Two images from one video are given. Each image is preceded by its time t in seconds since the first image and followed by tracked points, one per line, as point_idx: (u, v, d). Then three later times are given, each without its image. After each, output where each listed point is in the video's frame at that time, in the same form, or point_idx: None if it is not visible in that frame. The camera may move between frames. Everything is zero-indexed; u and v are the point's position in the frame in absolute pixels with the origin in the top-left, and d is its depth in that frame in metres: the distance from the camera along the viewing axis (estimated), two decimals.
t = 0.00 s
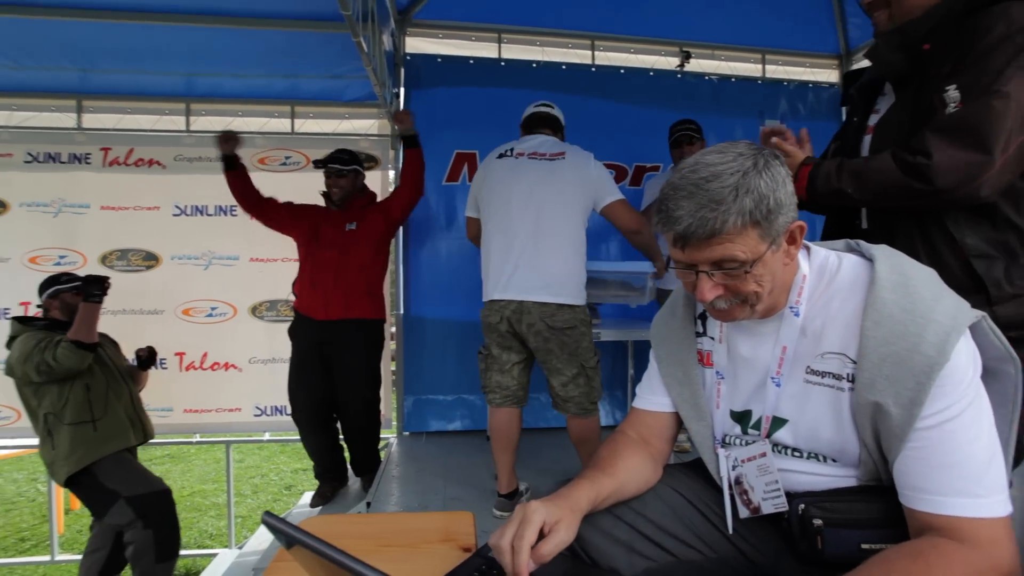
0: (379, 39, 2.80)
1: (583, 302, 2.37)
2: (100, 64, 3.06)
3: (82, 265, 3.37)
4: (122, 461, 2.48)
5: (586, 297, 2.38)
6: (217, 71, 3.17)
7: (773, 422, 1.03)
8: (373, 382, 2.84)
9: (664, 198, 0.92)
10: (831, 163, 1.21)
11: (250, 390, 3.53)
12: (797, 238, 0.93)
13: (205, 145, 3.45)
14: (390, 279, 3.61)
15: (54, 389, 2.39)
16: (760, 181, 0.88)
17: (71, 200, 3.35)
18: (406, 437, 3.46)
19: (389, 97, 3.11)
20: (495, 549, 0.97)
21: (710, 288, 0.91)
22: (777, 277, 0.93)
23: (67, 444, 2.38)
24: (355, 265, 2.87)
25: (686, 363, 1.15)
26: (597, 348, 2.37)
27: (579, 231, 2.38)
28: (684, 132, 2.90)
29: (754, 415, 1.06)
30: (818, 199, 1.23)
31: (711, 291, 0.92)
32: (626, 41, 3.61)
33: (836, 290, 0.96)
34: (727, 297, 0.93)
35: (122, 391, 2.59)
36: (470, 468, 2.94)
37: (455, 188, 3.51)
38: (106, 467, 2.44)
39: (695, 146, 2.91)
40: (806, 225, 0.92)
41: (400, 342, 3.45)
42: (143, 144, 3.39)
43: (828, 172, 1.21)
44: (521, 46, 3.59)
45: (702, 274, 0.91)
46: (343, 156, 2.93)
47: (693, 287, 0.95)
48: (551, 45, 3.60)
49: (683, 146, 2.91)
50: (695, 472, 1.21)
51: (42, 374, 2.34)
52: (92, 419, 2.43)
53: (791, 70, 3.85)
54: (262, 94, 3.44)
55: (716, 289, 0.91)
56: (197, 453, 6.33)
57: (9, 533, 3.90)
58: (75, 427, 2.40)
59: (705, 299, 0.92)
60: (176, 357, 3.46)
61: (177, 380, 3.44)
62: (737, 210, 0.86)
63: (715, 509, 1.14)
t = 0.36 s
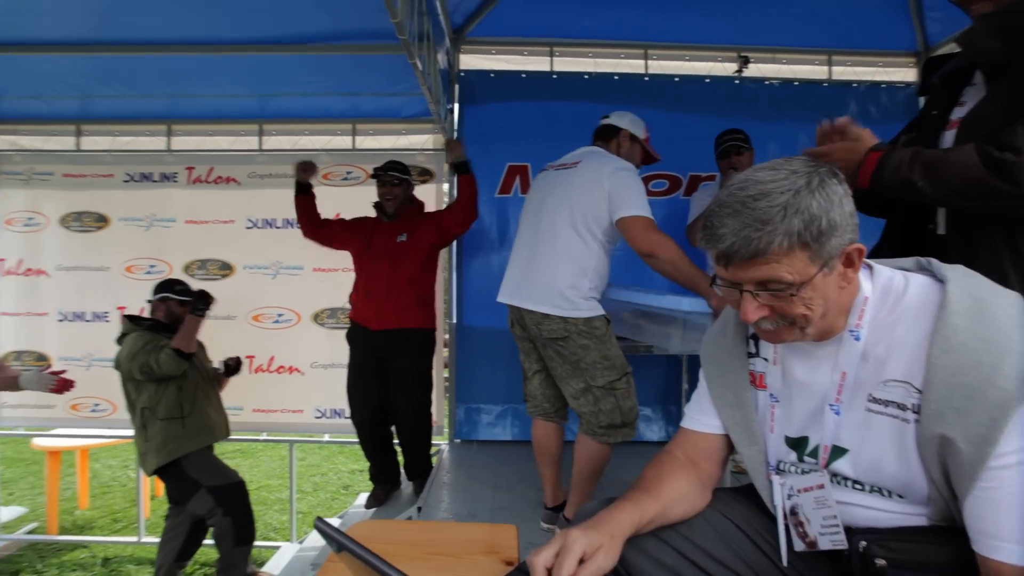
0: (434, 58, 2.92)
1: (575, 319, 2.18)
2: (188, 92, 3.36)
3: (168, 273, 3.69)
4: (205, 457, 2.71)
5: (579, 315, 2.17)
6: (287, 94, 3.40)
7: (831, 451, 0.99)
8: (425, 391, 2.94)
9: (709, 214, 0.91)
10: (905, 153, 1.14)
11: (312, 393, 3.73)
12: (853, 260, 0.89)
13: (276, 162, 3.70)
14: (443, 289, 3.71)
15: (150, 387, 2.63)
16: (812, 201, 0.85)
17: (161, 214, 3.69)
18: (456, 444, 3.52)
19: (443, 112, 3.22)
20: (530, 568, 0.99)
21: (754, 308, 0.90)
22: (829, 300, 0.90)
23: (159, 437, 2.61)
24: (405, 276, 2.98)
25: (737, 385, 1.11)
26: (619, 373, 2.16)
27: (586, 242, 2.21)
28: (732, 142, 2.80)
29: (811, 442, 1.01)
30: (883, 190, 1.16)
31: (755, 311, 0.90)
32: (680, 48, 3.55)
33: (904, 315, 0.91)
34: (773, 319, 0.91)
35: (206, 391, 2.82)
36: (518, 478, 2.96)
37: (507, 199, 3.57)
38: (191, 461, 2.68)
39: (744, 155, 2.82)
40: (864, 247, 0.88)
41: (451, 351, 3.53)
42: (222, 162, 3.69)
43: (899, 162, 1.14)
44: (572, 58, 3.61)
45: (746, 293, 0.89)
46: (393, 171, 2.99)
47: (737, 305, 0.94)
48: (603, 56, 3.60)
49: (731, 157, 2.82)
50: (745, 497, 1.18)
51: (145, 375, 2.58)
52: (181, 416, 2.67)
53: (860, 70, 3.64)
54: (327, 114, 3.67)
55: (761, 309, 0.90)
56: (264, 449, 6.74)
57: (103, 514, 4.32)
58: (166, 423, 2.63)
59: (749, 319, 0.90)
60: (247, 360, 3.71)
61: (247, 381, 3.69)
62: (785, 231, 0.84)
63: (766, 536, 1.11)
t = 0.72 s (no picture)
0: (491, 56, 2.92)
1: (597, 318, 2.16)
2: (265, 102, 3.59)
3: (248, 271, 3.97)
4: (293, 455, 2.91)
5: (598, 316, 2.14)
6: (353, 99, 3.55)
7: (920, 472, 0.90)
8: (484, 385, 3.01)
9: (773, 211, 0.85)
10: (1022, 142, 1.02)
11: (376, 384, 3.89)
12: (943, 262, 0.80)
13: (343, 164, 3.88)
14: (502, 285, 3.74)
15: (238, 407, 2.72)
16: (894, 199, 0.77)
17: (242, 216, 3.98)
18: (514, 439, 3.55)
19: (501, 109, 3.23)
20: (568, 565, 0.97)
21: (820, 312, 0.85)
22: (911, 305, 0.82)
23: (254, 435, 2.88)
24: (467, 266, 3.03)
25: (810, 394, 1.02)
26: (643, 378, 2.07)
27: (629, 247, 2.13)
28: (810, 128, 2.59)
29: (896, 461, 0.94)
30: (1000, 186, 1.03)
31: (821, 315, 0.85)
32: (750, 30, 3.33)
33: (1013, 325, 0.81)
34: (843, 324, 0.85)
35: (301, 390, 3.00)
36: (576, 476, 2.93)
37: (565, 195, 3.53)
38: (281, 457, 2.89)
39: (825, 141, 2.60)
40: (956, 249, 0.79)
41: (509, 347, 3.56)
42: (295, 166, 3.92)
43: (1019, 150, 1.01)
44: (633, 47, 3.49)
45: (811, 296, 0.85)
46: (436, 161, 3.01)
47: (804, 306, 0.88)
48: (665, 43, 3.45)
49: (809, 143, 2.62)
50: (814, 514, 1.11)
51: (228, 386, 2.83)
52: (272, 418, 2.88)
53: (963, 41, 3.26)
54: (389, 116, 3.79)
55: (827, 314, 0.85)
56: (334, 435, 7.14)
57: (196, 489, 4.76)
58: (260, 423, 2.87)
59: (814, 324, 0.86)
60: (318, 352, 3.93)
61: (318, 372, 3.91)
62: (859, 232, 0.77)
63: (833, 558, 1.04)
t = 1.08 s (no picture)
0: (522, 36, 2.85)
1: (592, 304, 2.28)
2: (300, 92, 3.64)
3: (288, 259, 4.09)
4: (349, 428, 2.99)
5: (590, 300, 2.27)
6: (385, 86, 3.55)
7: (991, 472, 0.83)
8: (519, 371, 3.00)
9: (833, 174, 0.79)
10: None
11: (412, 370, 3.95)
12: None
13: (377, 152, 3.90)
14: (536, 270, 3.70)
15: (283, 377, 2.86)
16: (975, 160, 0.69)
17: (282, 206, 4.08)
18: (548, 425, 3.54)
19: (532, 91, 3.15)
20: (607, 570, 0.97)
21: (878, 288, 0.78)
22: (988, 284, 0.74)
23: (317, 406, 2.99)
24: (493, 255, 3.00)
25: (864, 384, 0.97)
26: (635, 354, 2.12)
27: (649, 250, 2.11)
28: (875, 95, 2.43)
29: (963, 459, 0.86)
30: None
31: (879, 292, 0.78)
32: None
33: None
34: (904, 303, 0.78)
35: (359, 361, 3.05)
36: (611, 463, 2.89)
37: (599, 177, 3.44)
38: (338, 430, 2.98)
39: (894, 108, 2.42)
40: None
41: (544, 332, 3.53)
42: (330, 156, 3.97)
43: None
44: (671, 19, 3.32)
45: (870, 269, 0.78)
46: (445, 155, 3.02)
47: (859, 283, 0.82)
48: (706, 14, 3.26)
49: (874, 111, 2.47)
50: (862, 509, 1.04)
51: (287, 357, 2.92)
52: (332, 391, 2.96)
53: None
54: (421, 102, 3.78)
55: (886, 289, 0.77)
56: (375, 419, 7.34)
57: (246, 467, 5.01)
58: (321, 396, 2.97)
59: (870, 301, 0.79)
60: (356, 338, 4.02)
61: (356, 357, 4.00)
62: (931, 196, 0.69)
63: (893, 563, 0.94)
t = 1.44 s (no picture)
0: (542, 21, 2.78)
1: (602, 368, 2.29)
2: (319, 83, 3.65)
3: (310, 249, 4.13)
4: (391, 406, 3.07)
5: (601, 364, 2.28)
6: (404, 75, 3.53)
7: None
8: (539, 361, 2.99)
9: (905, 131, 0.79)
10: None
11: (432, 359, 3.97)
12: None
13: (396, 142, 3.90)
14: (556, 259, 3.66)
15: (334, 360, 2.88)
16: None
17: (303, 197, 4.12)
18: (568, 415, 3.52)
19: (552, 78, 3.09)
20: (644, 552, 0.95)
21: (949, 252, 0.75)
22: None
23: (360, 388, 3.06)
24: (513, 248, 3.01)
25: (905, 375, 0.92)
26: (641, 381, 2.17)
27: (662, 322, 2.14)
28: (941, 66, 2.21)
29: (1011, 457, 0.82)
30: None
31: (948, 257, 0.75)
32: None
33: None
34: (974, 271, 0.75)
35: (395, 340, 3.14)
36: (631, 454, 2.86)
37: (620, 164, 3.36)
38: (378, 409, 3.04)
39: (959, 82, 2.21)
40: None
41: (563, 322, 3.50)
42: (350, 146, 3.98)
43: None
44: None
45: (939, 231, 0.76)
46: (468, 143, 2.99)
47: (917, 256, 0.80)
48: None
49: (936, 85, 2.27)
50: (896, 511, 1.01)
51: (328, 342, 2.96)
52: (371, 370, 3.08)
53: None
54: (440, 91, 3.75)
55: (956, 255, 0.75)
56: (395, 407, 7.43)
57: (271, 453, 5.13)
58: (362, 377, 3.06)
59: (938, 267, 0.76)
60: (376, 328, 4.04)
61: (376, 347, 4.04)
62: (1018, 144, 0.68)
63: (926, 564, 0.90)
